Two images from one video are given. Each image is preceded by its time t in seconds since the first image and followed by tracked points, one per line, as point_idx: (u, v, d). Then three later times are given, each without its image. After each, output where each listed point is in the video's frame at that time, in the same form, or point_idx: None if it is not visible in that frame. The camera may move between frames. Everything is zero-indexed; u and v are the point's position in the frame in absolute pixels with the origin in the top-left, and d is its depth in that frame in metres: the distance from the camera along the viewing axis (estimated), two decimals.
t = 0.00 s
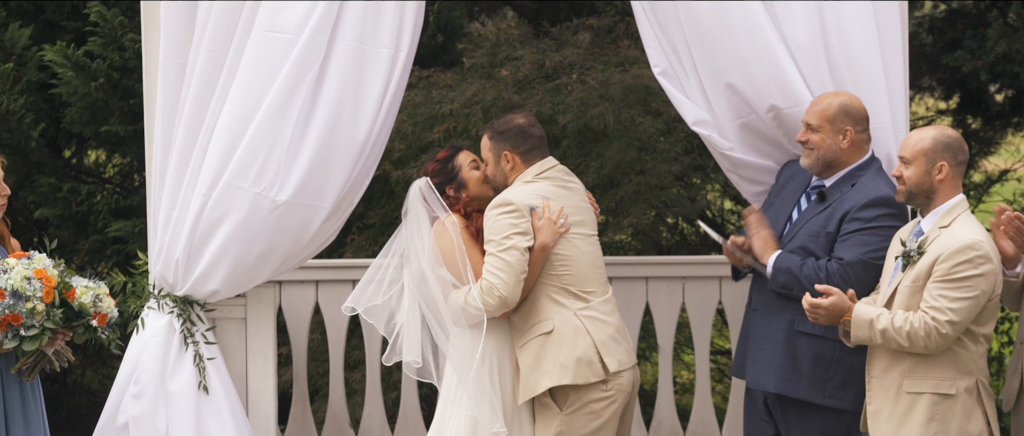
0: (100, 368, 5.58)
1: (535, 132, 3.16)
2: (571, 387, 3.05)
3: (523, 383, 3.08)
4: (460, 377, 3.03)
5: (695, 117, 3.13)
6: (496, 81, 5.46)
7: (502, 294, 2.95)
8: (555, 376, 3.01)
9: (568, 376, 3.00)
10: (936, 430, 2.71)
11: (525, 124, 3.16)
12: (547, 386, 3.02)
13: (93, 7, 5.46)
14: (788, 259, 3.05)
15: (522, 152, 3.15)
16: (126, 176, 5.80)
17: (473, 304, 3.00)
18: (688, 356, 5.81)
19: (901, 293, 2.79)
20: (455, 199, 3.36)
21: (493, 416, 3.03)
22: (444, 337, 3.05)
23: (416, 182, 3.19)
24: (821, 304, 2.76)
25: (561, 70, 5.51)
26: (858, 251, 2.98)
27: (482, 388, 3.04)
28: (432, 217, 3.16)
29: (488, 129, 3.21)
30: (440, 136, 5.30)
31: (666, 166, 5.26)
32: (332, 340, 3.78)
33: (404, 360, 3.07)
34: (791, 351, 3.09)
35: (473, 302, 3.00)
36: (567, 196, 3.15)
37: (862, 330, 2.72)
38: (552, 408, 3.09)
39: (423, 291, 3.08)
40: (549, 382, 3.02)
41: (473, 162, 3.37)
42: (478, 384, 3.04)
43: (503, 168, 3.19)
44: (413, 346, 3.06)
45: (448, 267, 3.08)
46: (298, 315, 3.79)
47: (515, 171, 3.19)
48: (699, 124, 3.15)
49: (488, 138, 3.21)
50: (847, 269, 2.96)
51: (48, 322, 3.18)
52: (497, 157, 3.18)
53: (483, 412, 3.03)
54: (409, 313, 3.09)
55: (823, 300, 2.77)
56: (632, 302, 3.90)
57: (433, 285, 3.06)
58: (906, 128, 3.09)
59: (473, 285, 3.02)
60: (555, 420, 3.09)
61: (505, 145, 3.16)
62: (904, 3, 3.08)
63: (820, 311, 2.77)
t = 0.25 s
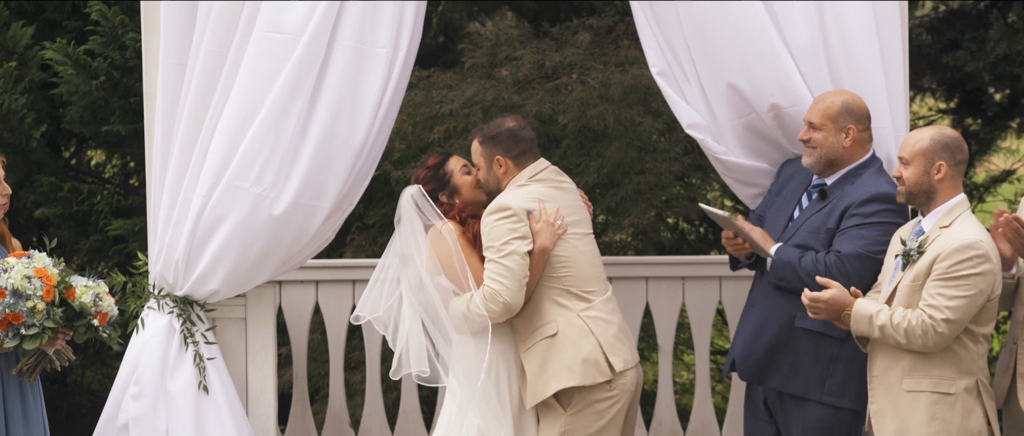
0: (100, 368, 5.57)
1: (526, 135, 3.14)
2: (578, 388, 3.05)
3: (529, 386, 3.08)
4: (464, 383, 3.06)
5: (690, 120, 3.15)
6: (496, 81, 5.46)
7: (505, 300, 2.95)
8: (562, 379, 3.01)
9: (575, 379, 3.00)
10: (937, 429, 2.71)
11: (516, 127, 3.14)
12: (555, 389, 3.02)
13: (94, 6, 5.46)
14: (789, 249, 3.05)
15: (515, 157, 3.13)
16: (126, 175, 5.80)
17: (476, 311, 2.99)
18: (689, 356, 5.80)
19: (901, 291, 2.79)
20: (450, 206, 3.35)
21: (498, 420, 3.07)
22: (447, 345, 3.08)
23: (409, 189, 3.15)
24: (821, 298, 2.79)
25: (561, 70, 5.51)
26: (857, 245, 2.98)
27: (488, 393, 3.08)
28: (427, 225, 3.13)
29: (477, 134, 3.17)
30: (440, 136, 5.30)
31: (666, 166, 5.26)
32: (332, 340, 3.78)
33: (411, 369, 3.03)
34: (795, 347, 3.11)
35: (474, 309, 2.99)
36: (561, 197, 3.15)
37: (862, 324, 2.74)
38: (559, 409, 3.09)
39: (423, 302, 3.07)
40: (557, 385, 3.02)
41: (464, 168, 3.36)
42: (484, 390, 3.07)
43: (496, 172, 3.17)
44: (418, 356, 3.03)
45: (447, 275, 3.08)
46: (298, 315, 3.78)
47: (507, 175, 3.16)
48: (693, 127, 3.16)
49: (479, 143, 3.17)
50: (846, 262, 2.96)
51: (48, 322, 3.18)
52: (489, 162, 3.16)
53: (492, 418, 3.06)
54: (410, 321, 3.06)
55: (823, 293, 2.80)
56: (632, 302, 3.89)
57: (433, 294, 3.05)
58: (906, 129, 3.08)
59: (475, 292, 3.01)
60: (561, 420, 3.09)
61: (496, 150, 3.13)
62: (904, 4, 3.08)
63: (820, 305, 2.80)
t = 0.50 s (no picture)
0: (100, 368, 5.57)
1: (527, 135, 3.13)
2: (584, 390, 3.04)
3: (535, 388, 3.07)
4: (467, 385, 3.05)
5: (688, 121, 3.16)
6: (496, 81, 5.46)
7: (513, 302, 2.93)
8: (569, 380, 3.01)
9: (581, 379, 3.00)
10: (937, 429, 2.71)
11: (517, 127, 3.13)
12: (563, 390, 3.01)
13: (95, 5, 5.46)
14: (789, 248, 3.03)
15: (517, 157, 3.13)
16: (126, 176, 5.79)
17: (482, 313, 2.98)
18: (689, 356, 5.80)
19: (901, 292, 2.78)
20: (450, 207, 3.35)
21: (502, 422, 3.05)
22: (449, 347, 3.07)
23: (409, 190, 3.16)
24: (823, 298, 2.76)
25: (561, 70, 5.50)
26: (857, 246, 2.98)
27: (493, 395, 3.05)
28: (429, 228, 3.14)
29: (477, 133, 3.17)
30: (440, 136, 5.29)
31: (667, 166, 5.26)
32: (332, 340, 3.77)
33: (416, 376, 3.03)
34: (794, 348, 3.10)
35: (479, 310, 2.99)
36: (562, 199, 3.15)
37: (861, 323, 2.72)
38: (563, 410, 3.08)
39: (426, 303, 3.07)
40: (563, 386, 3.01)
41: (464, 169, 3.36)
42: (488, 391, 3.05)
43: (497, 173, 3.16)
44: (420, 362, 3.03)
45: (449, 276, 3.08)
46: (298, 315, 3.78)
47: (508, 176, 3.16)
48: (692, 127, 3.17)
49: (479, 144, 3.17)
50: (846, 262, 2.96)
51: (47, 323, 3.18)
52: (491, 162, 3.15)
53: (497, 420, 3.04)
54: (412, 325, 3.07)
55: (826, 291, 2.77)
56: (632, 302, 3.89)
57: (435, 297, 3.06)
58: (906, 127, 3.08)
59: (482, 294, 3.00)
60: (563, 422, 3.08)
61: (498, 151, 3.12)
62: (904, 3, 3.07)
63: (825, 303, 2.76)
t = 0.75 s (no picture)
0: (100, 367, 5.57)
1: (550, 129, 3.12)
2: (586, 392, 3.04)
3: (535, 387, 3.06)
4: (467, 380, 3.03)
5: (689, 120, 3.16)
6: (496, 81, 5.46)
7: (526, 299, 2.93)
8: (573, 381, 2.99)
9: (586, 382, 2.99)
10: (937, 430, 2.71)
11: (540, 121, 3.11)
12: (565, 391, 2.99)
13: (95, 5, 5.46)
14: (790, 249, 3.03)
15: (539, 150, 3.10)
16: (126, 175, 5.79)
17: (492, 306, 2.96)
18: (689, 356, 5.80)
19: (902, 293, 2.79)
20: (464, 197, 3.27)
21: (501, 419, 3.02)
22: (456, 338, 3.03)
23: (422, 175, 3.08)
24: (826, 299, 2.75)
25: (561, 70, 5.50)
26: (858, 246, 2.98)
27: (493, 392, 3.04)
28: (442, 213, 3.07)
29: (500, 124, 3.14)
30: (440, 136, 5.28)
31: (667, 166, 5.26)
32: (331, 340, 3.77)
33: (422, 382, 3.06)
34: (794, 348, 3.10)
35: (486, 304, 2.97)
36: (584, 195, 3.10)
37: (864, 325, 2.70)
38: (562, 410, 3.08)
39: (435, 295, 3.01)
40: (567, 387, 2.99)
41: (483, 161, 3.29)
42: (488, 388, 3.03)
43: (519, 166, 3.13)
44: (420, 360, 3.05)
45: (458, 267, 3.04)
46: (298, 315, 3.78)
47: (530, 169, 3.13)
48: (692, 127, 3.17)
49: (502, 135, 3.14)
50: (845, 262, 2.96)
51: (46, 324, 3.18)
52: (513, 154, 3.12)
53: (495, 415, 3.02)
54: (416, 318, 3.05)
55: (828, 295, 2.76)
56: (632, 302, 3.89)
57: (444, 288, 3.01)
58: (906, 127, 3.08)
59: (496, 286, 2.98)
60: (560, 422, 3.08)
61: (521, 142, 3.10)
62: (904, 2, 3.07)
63: (825, 305, 2.76)
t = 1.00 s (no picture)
0: (100, 368, 5.57)
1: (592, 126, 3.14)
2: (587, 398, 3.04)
3: (534, 389, 3.04)
4: (462, 378, 3.03)
5: (689, 121, 3.18)
6: (496, 81, 5.45)
7: (541, 299, 2.91)
8: (576, 386, 2.99)
9: (592, 389, 3.00)
10: (938, 430, 2.71)
11: (586, 116, 3.12)
12: (567, 395, 2.99)
13: (95, 5, 5.45)
14: (791, 248, 3.04)
15: (581, 145, 3.10)
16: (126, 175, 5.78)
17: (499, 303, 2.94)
18: (689, 356, 5.80)
19: (903, 294, 2.79)
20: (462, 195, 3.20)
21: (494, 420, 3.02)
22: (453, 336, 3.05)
23: (423, 168, 3.03)
24: (831, 302, 2.71)
25: (561, 70, 5.50)
26: (858, 246, 2.98)
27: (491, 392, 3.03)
28: (443, 210, 3.03)
29: (541, 113, 3.12)
30: (440, 136, 5.28)
31: (667, 166, 5.25)
32: (331, 340, 3.77)
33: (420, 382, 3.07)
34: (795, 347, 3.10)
35: (490, 304, 2.96)
36: (607, 202, 3.10)
37: (867, 328, 2.70)
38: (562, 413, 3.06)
39: (434, 290, 3.01)
40: (569, 392, 2.99)
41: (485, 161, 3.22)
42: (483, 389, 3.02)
43: (556, 158, 3.11)
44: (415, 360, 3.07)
45: (460, 265, 3.00)
46: (298, 315, 3.78)
47: (564, 165, 3.11)
48: (692, 128, 3.19)
49: (544, 123, 3.11)
50: (846, 262, 2.96)
51: (46, 325, 3.17)
52: (554, 145, 3.10)
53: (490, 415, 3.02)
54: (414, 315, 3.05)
55: (833, 298, 2.72)
56: (632, 302, 3.90)
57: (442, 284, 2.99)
58: (906, 127, 3.08)
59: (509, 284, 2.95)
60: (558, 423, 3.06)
61: (564, 134, 3.09)
62: (904, 3, 3.07)
63: (830, 309, 2.72)
